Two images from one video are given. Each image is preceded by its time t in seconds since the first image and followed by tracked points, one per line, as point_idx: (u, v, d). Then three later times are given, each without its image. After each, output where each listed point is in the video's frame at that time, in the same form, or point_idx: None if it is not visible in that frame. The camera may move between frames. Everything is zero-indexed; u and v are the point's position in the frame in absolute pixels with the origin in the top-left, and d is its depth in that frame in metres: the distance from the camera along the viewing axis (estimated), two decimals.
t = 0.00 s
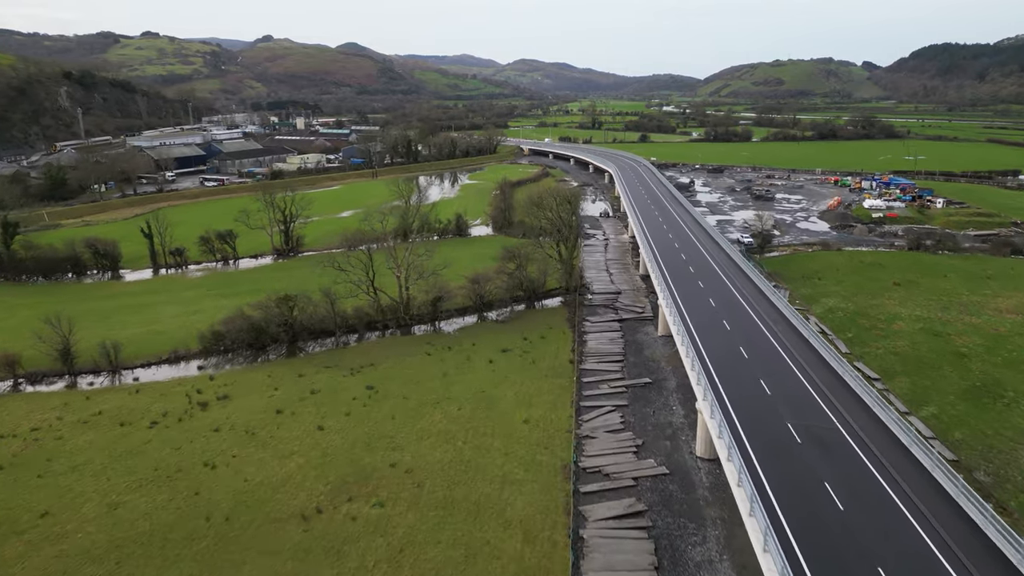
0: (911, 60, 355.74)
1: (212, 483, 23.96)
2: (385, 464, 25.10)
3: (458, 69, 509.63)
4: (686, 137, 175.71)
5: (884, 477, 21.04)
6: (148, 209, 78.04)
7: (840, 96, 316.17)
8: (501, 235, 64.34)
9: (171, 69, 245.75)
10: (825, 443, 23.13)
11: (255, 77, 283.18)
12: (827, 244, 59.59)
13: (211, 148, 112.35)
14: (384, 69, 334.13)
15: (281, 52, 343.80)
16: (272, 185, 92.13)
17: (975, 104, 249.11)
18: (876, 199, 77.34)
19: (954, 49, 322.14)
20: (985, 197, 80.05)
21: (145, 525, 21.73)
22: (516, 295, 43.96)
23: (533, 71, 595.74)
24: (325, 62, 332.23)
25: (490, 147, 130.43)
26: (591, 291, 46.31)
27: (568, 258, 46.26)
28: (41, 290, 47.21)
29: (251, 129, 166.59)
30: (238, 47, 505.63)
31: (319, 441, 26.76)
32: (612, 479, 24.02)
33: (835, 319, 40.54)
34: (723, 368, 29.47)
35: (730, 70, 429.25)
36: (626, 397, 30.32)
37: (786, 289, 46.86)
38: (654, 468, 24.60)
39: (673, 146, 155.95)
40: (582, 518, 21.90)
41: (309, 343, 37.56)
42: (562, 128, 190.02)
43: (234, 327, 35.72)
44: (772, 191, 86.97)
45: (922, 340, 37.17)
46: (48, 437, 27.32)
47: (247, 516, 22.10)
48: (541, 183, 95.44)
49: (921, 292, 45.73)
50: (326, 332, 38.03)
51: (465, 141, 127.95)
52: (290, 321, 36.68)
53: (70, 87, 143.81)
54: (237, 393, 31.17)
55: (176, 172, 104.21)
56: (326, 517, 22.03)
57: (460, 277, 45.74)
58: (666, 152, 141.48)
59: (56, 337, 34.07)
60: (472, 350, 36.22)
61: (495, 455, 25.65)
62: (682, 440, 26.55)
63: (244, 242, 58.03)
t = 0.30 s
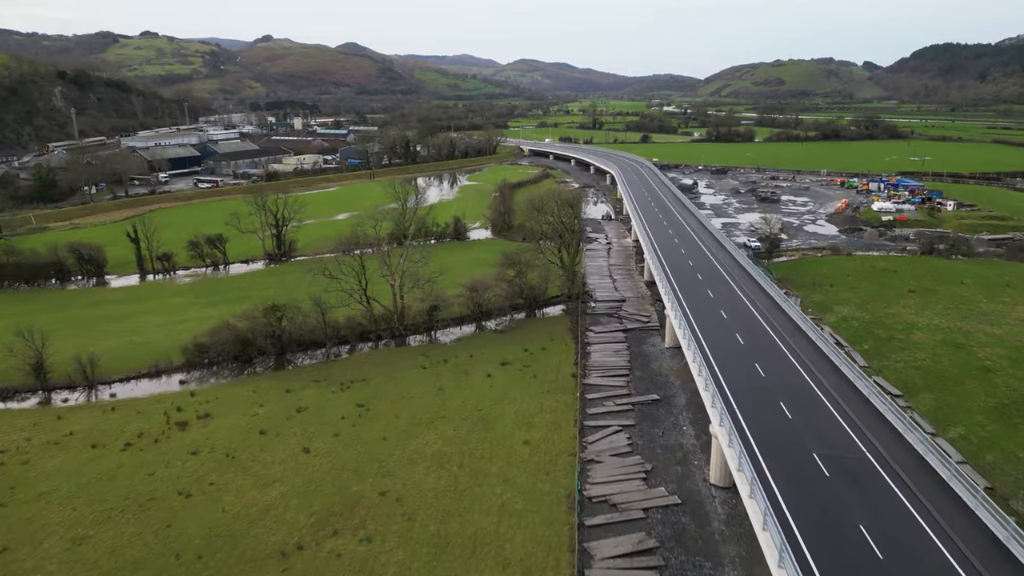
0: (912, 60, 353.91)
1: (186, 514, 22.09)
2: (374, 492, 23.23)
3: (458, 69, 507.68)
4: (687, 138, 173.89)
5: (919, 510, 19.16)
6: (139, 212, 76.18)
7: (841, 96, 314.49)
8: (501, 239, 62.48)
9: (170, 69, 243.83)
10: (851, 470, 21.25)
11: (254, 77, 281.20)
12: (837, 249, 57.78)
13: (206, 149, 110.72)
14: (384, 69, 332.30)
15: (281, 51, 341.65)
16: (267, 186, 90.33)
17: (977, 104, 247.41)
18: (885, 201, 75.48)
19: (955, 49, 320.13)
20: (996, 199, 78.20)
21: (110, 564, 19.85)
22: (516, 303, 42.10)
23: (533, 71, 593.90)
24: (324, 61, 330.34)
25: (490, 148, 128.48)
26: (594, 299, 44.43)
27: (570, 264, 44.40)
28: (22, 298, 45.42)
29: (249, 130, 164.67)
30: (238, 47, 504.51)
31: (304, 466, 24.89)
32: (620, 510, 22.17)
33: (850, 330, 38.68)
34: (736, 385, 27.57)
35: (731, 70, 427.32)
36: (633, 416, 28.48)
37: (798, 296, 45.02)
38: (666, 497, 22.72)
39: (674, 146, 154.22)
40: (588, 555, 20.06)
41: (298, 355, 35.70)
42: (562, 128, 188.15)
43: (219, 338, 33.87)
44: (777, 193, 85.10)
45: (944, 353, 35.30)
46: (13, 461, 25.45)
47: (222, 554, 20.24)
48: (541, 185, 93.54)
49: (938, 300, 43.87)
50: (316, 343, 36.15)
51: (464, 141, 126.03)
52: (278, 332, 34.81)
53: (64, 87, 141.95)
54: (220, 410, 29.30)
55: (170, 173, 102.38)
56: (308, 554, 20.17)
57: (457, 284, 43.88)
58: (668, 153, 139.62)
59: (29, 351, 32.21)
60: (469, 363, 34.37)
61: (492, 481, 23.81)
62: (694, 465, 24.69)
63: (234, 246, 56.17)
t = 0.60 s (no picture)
0: (913, 60, 352.03)
1: (155, 551, 20.26)
2: (360, 525, 21.38)
3: (457, 69, 505.97)
4: (689, 138, 172.06)
5: (962, 554, 17.20)
6: (130, 214, 74.42)
7: (842, 96, 312.77)
8: (500, 243, 60.51)
9: (168, 68, 241.89)
10: (882, 504, 19.40)
11: (254, 77, 278.99)
12: (848, 253, 55.94)
13: (201, 149, 108.66)
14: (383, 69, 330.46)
15: (280, 51, 339.67)
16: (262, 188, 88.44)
17: (980, 104, 245.62)
18: (894, 204, 73.64)
19: (956, 50, 318.22)
20: (1007, 202, 76.37)
21: None
22: (516, 312, 40.25)
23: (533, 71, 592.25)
24: (323, 61, 328.34)
25: (490, 149, 126.54)
26: (597, 307, 42.49)
27: (572, 271, 42.49)
28: (0, 306, 43.49)
29: (246, 130, 162.81)
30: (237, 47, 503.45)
31: (286, 495, 23.03)
32: (629, 546, 20.32)
33: (867, 341, 36.82)
34: (751, 405, 25.77)
35: (732, 70, 425.39)
36: (641, 437, 26.63)
37: (809, 304, 43.18)
38: (679, 531, 20.89)
39: (676, 146, 152.18)
40: None
41: (286, 368, 33.85)
42: (563, 129, 186.34)
43: (202, 352, 32.06)
44: (783, 196, 83.23)
45: (968, 367, 33.41)
46: None
47: None
48: (542, 187, 91.62)
49: (957, 308, 42.01)
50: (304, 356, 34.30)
51: (463, 142, 124.19)
52: (265, 345, 33.03)
53: (59, 87, 140.17)
54: (199, 431, 27.44)
55: (163, 174, 100.48)
56: None
57: (454, 292, 42.04)
58: (670, 153, 137.84)
59: None
60: (466, 377, 32.52)
61: (490, 512, 21.96)
62: (708, 494, 22.82)
63: (225, 251, 54.29)
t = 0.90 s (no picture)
0: (914, 60, 350.13)
1: None
2: (345, 565, 19.51)
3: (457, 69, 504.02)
4: (691, 138, 170.15)
5: None
6: (120, 217, 72.59)
7: (843, 96, 311.04)
8: (499, 248, 58.59)
9: (167, 68, 240.21)
10: (921, 545, 17.54)
11: (253, 77, 277.34)
12: (859, 259, 54.06)
13: (196, 150, 106.80)
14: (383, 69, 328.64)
15: (279, 51, 337.87)
16: (256, 190, 86.57)
17: (983, 104, 243.70)
18: (904, 206, 71.78)
19: (958, 50, 316.29)
20: (1020, 204, 74.51)
21: None
22: (515, 321, 38.42)
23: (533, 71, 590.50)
24: (322, 60, 326.47)
25: (489, 149, 124.62)
26: (601, 316, 40.59)
27: (574, 278, 40.56)
28: None
29: (242, 130, 160.80)
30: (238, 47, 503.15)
31: (265, 528, 21.17)
32: None
33: (885, 355, 34.94)
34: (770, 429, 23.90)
35: (732, 70, 423.41)
36: (650, 462, 24.78)
37: (823, 313, 41.31)
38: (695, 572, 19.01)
39: (679, 147, 150.22)
40: None
41: (273, 384, 31.99)
42: (563, 129, 184.43)
43: (182, 367, 30.26)
44: (789, 198, 81.32)
45: (995, 383, 31.47)
46: None
47: None
48: (542, 189, 89.74)
49: (978, 318, 40.13)
50: (293, 370, 32.49)
51: (463, 142, 122.29)
52: (250, 359, 31.21)
53: (53, 87, 138.34)
54: (176, 455, 25.59)
55: (156, 176, 98.64)
56: None
57: (451, 301, 40.21)
58: (672, 154, 135.97)
59: None
60: (463, 394, 30.63)
61: (487, 550, 20.07)
62: (725, 529, 20.94)
63: (214, 256, 52.45)
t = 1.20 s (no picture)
0: (916, 60, 347.97)
1: None
2: None
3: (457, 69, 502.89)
4: (693, 138, 168.35)
5: None
6: (110, 220, 70.76)
7: (844, 96, 309.30)
8: (498, 252, 56.68)
9: (166, 68, 238.42)
10: None
11: (252, 76, 275.40)
12: (871, 264, 52.23)
13: (190, 151, 104.88)
14: (382, 69, 326.90)
15: (278, 50, 336.26)
16: (250, 192, 84.70)
17: (985, 105, 241.85)
18: (914, 209, 69.98)
19: (960, 50, 314.05)
20: None
21: None
22: (515, 332, 36.60)
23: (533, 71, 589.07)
24: (322, 60, 324.81)
25: (489, 150, 122.81)
26: (605, 326, 38.68)
27: (576, 286, 38.63)
28: None
29: (240, 130, 159.00)
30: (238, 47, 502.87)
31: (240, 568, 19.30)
32: None
33: (905, 370, 33.10)
34: (792, 457, 22.02)
35: (733, 70, 421.48)
36: (661, 491, 22.91)
37: (836, 323, 39.46)
38: None
39: (680, 147, 148.31)
40: None
41: (257, 400, 30.18)
42: (564, 129, 182.54)
43: (160, 384, 28.46)
44: (795, 200, 79.47)
45: None
46: None
47: None
48: (543, 191, 87.86)
49: (1000, 328, 38.25)
50: (279, 386, 30.68)
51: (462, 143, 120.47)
52: (232, 374, 29.41)
53: (47, 87, 136.59)
54: (150, 481, 23.72)
55: (149, 177, 96.77)
56: None
57: (447, 310, 38.41)
58: (675, 154, 134.14)
59: None
60: (460, 411, 28.82)
61: None
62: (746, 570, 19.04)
63: (203, 261, 50.67)
